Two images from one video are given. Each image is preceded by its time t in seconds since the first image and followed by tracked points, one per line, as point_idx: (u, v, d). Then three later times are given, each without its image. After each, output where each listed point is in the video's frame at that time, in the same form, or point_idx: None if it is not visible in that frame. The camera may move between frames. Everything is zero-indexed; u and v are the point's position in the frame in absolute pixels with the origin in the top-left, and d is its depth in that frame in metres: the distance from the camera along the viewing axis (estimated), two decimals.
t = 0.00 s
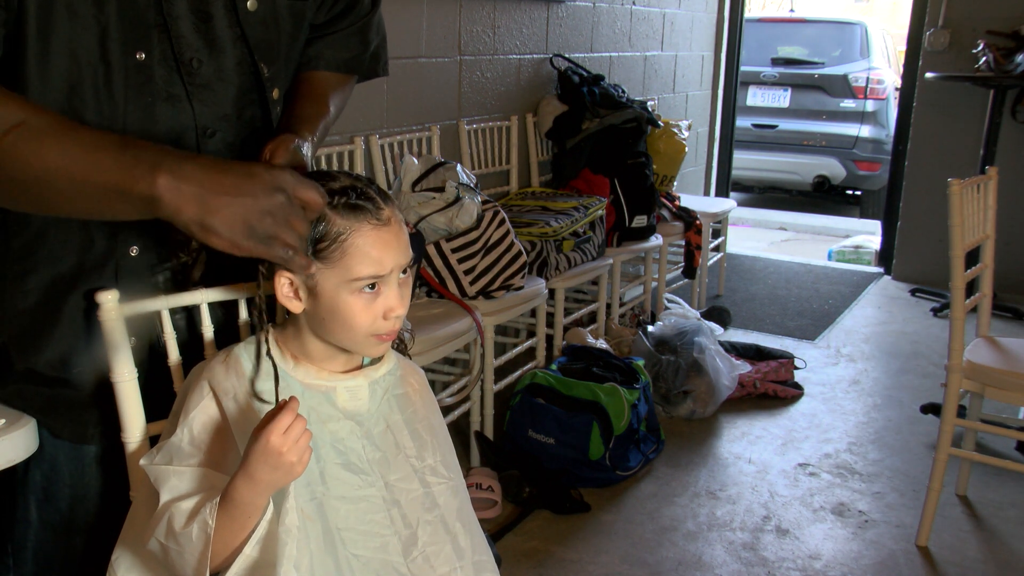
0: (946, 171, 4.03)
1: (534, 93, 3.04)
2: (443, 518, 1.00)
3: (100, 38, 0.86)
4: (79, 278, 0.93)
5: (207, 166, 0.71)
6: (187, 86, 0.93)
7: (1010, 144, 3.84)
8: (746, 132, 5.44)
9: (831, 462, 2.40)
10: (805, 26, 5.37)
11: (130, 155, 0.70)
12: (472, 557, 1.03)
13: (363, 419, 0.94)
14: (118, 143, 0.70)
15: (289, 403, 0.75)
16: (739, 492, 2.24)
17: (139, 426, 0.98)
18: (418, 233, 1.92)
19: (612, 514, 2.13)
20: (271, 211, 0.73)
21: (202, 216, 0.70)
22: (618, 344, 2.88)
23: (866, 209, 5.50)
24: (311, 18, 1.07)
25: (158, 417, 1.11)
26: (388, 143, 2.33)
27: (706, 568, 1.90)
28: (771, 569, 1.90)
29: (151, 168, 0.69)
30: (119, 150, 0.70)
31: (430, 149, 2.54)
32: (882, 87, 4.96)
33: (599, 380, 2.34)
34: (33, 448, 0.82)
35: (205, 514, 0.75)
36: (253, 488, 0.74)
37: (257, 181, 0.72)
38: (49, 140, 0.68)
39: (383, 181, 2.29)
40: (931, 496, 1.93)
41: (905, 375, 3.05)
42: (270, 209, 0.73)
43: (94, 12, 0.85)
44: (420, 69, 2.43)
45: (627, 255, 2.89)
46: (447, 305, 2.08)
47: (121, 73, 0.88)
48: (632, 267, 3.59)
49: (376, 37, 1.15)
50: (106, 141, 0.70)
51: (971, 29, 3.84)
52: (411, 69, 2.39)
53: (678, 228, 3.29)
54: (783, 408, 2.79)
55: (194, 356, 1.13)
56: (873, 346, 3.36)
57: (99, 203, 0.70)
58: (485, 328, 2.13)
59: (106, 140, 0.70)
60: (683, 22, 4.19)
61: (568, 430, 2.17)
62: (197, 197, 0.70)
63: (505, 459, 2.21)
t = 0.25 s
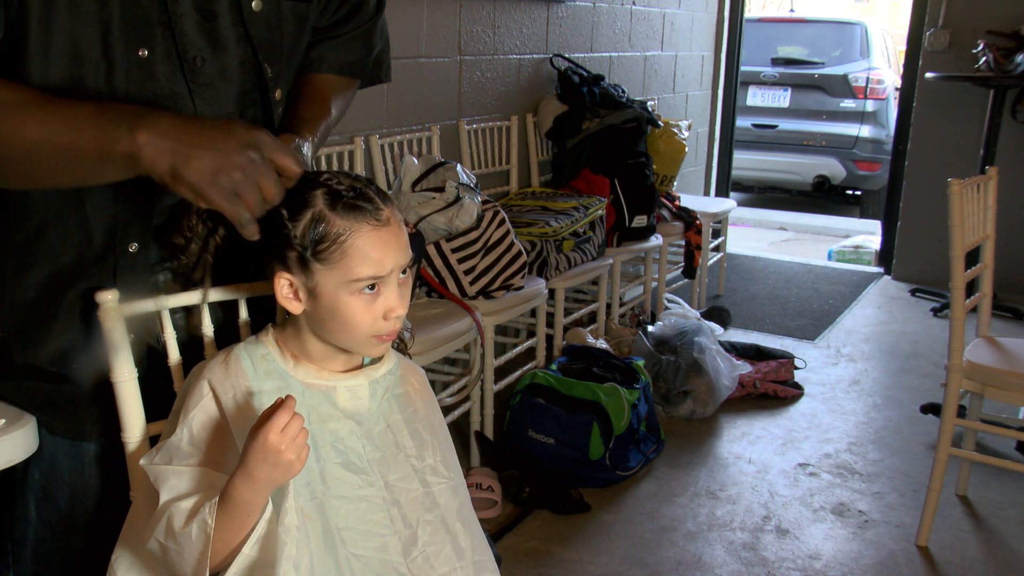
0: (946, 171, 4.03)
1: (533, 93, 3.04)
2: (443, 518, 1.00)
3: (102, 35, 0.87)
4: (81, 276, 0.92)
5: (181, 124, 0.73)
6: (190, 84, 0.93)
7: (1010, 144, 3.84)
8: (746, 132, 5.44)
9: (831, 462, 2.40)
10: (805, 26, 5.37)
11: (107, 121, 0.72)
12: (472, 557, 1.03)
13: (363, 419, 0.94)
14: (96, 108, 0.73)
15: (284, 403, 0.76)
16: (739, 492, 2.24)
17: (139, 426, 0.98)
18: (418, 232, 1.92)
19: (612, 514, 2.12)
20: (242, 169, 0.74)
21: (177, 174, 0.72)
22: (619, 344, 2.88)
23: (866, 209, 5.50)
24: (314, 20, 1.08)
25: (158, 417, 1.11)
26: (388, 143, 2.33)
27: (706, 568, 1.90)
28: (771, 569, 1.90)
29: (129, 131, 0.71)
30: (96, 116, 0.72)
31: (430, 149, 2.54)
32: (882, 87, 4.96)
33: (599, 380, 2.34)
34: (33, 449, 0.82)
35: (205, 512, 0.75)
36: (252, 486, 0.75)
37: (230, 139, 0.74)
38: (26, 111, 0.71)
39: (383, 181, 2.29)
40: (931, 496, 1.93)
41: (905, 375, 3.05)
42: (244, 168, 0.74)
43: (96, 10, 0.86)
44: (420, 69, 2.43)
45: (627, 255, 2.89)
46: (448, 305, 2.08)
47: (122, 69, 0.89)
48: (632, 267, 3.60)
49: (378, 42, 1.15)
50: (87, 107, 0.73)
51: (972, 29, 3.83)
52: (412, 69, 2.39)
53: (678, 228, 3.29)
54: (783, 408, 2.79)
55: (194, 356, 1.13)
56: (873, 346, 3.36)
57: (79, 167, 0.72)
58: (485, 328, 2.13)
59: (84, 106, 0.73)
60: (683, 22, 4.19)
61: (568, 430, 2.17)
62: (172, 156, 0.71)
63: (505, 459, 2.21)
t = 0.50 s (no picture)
0: (946, 171, 4.03)
1: (533, 93, 3.04)
2: (443, 518, 1.00)
3: (104, 32, 0.88)
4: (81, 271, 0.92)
5: (156, 121, 0.79)
6: (191, 82, 0.95)
7: (1011, 144, 3.84)
8: (746, 132, 5.44)
9: (831, 462, 2.40)
10: (805, 26, 5.37)
11: (91, 114, 0.78)
12: (473, 557, 1.03)
13: (363, 419, 0.94)
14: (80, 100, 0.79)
15: (282, 401, 0.76)
16: (739, 492, 2.24)
17: (139, 426, 0.98)
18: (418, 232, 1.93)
19: (612, 514, 2.13)
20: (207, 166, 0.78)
21: (147, 169, 0.78)
22: (619, 344, 2.88)
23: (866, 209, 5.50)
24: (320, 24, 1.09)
25: (158, 417, 1.11)
26: (388, 143, 2.33)
27: (706, 568, 1.90)
28: (771, 569, 1.90)
29: (109, 126, 0.78)
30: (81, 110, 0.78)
31: (430, 149, 2.54)
32: (882, 87, 4.96)
33: (599, 380, 2.34)
34: (33, 448, 0.82)
35: (204, 512, 0.76)
36: (251, 485, 0.75)
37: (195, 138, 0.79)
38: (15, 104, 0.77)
39: (383, 181, 2.29)
40: (931, 496, 1.93)
41: (905, 375, 3.05)
42: (208, 166, 0.78)
43: (99, 7, 0.87)
44: (420, 69, 2.43)
45: (627, 255, 2.89)
46: (448, 305, 2.08)
47: (123, 66, 0.90)
48: (633, 267, 3.60)
49: (386, 47, 1.16)
50: (71, 100, 0.79)
51: (972, 29, 3.84)
52: (412, 69, 2.39)
53: (678, 228, 3.29)
54: (783, 408, 2.79)
55: (194, 356, 1.13)
56: (873, 346, 3.36)
57: (62, 160, 0.79)
58: (485, 328, 2.13)
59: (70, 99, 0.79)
60: (683, 22, 4.19)
61: (568, 430, 2.17)
62: (144, 150, 0.78)
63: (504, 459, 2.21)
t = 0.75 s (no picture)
0: (946, 171, 4.03)
1: (533, 93, 3.04)
2: (442, 519, 1.00)
3: (103, 31, 0.89)
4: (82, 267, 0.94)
5: (141, 133, 0.82)
6: (191, 83, 0.95)
7: (1011, 144, 3.84)
8: (747, 132, 5.44)
9: (831, 462, 2.40)
10: (805, 26, 5.37)
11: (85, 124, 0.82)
12: (472, 557, 1.03)
13: (361, 420, 0.94)
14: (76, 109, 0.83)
15: (288, 406, 0.74)
16: (739, 492, 2.24)
17: (139, 426, 0.98)
18: (418, 232, 1.93)
19: (612, 514, 2.13)
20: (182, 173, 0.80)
21: (129, 176, 0.81)
22: (619, 344, 2.88)
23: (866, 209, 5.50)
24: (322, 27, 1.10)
25: (158, 417, 1.11)
26: (388, 143, 2.33)
27: (706, 568, 1.90)
28: (771, 569, 1.90)
29: (100, 135, 0.82)
30: (77, 117, 0.83)
31: (430, 149, 2.54)
32: (882, 87, 4.96)
33: (599, 380, 2.35)
34: (34, 448, 0.82)
35: (203, 515, 0.76)
36: (251, 490, 0.75)
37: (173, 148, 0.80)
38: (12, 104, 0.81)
39: (383, 181, 2.30)
40: (931, 496, 1.93)
41: (905, 375, 3.05)
42: (182, 174, 0.80)
43: (99, 7, 0.88)
44: (420, 69, 2.43)
45: (627, 255, 2.90)
46: (448, 305, 2.08)
47: (122, 65, 0.91)
48: (632, 267, 3.60)
49: (391, 50, 1.17)
50: (68, 108, 0.83)
51: (972, 29, 3.84)
52: (412, 69, 2.39)
53: (678, 228, 3.29)
54: (783, 408, 2.79)
55: (195, 356, 1.14)
56: (873, 346, 3.36)
57: (53, 164, 0.83)
58: (485, 328, 2.13)
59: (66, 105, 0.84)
60: (683, 22, 4.19)
61: (568, 430, 2.17)
62: (126, 156, 0.81)
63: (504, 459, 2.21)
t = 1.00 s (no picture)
0: (946, 171, 4.03)
1: (533, 93, 3.04)
2: (441, 521, 1.00)
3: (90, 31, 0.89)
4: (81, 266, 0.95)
5: (130, 140, 0.84)
6: (183, 83, 0.96)
7: (1011, 144, 3.84)
8: (747, 132, 5.44)
9: (831, 462, 2.40)
10: (805, 26, 5.37)
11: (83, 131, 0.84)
12: (472, 559, 1.03)
13: (360, 422, 0.94)
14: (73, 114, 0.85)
15: (293, 408, 0.74)
16: (739, 492, 2.24)
17: (139, 426, 0.98)
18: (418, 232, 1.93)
19: (612, 514, 2.13)
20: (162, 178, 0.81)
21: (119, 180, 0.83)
22: (619, 344, 2.88)
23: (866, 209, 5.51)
24: (322, 29, 1.10)
25: (158, 417, 1.11)
26: (388, 143, 2.33)
27: (706, 568, 1.90)
28: (771, 569, 1.90)
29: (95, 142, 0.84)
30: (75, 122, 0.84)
31: (430, 149, 2.54)
32: (882, 87, 4.96)
33: (599, 380, 2.35)
34: (33, 448, 0.82)
35: (207, 515, 0.76)
36: (255, 489, 0.75)
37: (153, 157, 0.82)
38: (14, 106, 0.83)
39: (383, 181, 2.30)
40: (931, 496, 1.93)
41: (905, 375, 3.05)
42: (164, 179, 0.81)
43: (89, 6, 0.88)
44: (420, 70, 2.43)
45: (628, 255, 2.89)
46: (447, 305, 2.08)
47: (112, 65, 0.91)
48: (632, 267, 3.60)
49: (393, 54, 1.16)
50: (66, 111, 0.85)
51: (972, 29, 3.84)
52: (412, 69, 2.39)
53: (678, 228, 3.29)
54: (783, 408, 2.79)
55: (195, 357, 1.13)
56: (873, 346, 3.36)
57: (46, 165, 0.85)
58: (485, 328, 2.13)
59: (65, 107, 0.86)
60: (683, 22, 4.19)
61: (568, 430, 2.17)
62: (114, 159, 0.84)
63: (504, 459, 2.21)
